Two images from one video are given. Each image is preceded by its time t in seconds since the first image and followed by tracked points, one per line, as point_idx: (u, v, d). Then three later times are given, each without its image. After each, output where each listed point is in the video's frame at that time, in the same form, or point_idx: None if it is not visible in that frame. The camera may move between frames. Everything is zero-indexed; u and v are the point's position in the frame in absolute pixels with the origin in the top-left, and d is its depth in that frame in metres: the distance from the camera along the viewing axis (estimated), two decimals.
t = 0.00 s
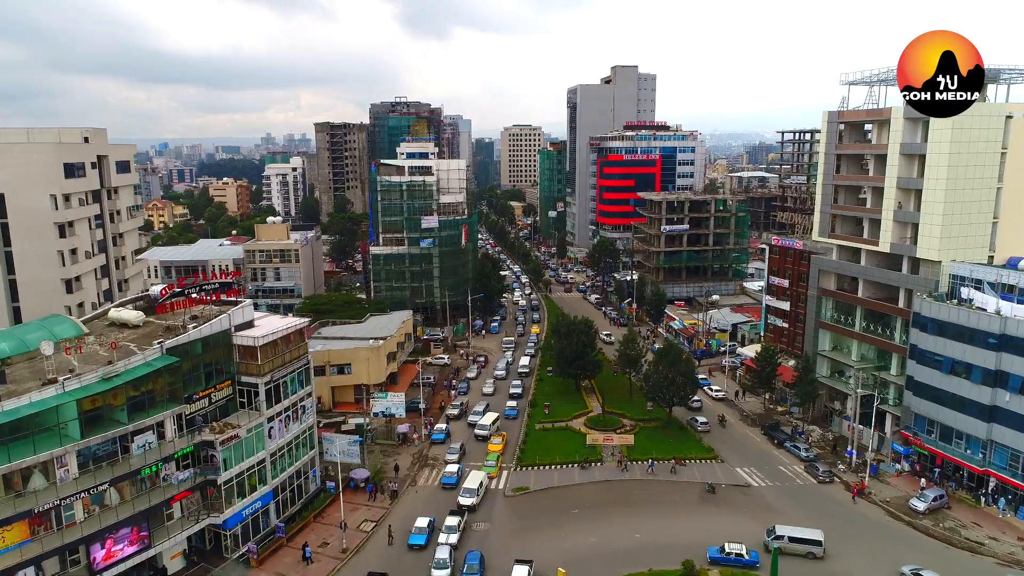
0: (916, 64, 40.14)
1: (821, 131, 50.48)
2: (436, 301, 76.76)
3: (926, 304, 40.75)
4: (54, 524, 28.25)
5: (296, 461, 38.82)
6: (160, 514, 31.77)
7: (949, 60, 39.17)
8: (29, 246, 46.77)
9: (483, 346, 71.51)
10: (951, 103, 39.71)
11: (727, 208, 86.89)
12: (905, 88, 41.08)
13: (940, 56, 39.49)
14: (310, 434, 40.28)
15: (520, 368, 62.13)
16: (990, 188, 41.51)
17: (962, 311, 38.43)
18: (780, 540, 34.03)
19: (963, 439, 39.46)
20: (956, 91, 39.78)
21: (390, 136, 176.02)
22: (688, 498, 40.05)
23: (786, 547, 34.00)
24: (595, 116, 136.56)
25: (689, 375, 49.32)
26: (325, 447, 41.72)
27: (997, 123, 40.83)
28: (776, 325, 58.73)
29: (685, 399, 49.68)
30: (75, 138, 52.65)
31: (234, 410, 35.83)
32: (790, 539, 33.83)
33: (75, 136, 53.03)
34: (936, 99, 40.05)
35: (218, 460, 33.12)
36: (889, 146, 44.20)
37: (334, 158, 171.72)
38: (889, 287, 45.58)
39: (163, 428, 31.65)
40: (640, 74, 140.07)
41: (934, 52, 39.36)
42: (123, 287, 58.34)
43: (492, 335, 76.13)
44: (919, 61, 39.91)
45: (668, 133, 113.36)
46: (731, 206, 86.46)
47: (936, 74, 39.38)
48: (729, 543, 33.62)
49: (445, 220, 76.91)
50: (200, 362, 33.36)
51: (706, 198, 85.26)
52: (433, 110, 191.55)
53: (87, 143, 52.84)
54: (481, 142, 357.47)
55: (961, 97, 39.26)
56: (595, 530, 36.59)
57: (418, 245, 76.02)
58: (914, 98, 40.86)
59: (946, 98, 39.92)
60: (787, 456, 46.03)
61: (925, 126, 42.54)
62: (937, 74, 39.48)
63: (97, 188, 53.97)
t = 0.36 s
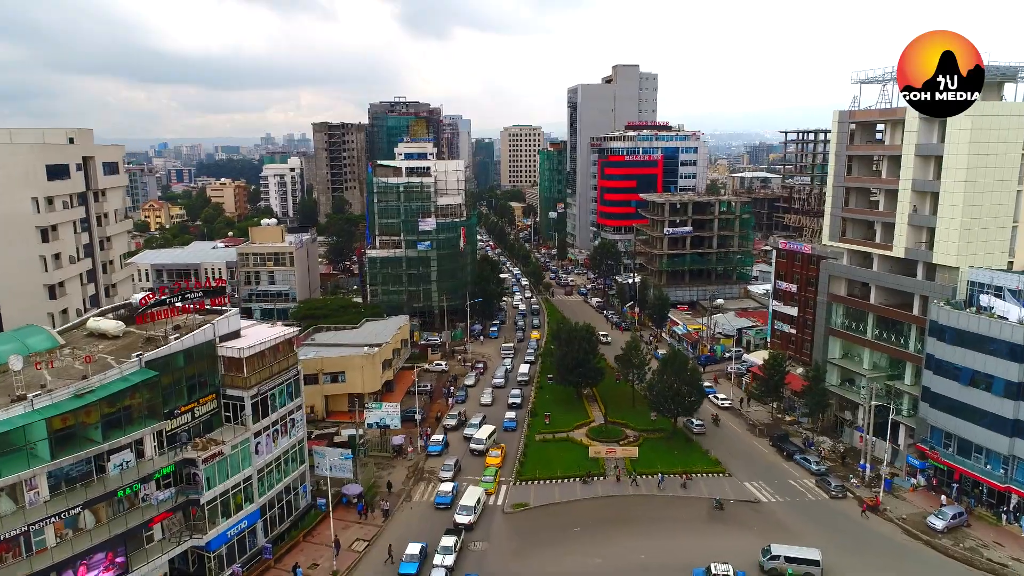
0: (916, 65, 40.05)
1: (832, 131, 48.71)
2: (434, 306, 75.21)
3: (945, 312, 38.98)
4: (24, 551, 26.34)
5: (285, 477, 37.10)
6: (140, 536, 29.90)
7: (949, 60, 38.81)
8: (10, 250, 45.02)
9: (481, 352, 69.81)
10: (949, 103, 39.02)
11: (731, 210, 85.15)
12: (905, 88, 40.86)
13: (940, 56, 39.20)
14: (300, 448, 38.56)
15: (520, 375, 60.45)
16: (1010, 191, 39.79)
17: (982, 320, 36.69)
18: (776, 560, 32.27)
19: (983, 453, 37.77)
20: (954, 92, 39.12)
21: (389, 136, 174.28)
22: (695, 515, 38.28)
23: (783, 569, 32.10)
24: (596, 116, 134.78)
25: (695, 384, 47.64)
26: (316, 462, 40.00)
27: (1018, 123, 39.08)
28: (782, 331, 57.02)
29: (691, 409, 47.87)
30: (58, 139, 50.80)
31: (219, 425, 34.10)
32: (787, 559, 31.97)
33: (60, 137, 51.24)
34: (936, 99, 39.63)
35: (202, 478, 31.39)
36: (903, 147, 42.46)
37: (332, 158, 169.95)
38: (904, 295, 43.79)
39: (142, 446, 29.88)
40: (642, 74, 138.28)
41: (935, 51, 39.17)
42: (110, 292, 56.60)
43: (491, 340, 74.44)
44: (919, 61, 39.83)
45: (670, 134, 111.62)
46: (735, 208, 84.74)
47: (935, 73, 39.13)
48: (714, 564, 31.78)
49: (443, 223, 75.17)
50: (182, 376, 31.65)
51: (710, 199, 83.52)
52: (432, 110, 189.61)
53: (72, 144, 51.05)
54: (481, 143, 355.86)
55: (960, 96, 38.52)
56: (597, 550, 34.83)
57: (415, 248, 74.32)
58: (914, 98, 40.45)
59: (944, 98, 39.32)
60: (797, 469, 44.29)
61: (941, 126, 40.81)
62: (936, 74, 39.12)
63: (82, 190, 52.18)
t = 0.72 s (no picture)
0: (915, 63, 38.72)
1: (842, 131, 46.96)
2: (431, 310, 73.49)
3: (964, 321, 37.24)
4: None
5: (273, 495, 35.38)
6: (116, 562, 27.99)
7: (950, 59, 37.49)
8: None
9: (480, 358, 68.15)
10: (950, 103, 38.20)
11: (735, 211, 83.41)
12: (904, 87, 39.74)
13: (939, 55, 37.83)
14: (288, 463, 36.87)
15: (519, 383, 58.76)
16: None
17: (1003, 330, 34.96)
18: None
19: (1003, 469, 36.02)
20: (954, 92, 38.08)
21: (387, 136, 172.61)
22: (702, 533, 36.52)
23: None
24: (597, 116, 133.01)
25: (701, 394, 45.90)
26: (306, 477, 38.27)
27: None
28: (790, 337, 55.35)
29: (697, 419, 46.13)
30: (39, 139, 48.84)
31: (202, 441, 32.45)
32: None
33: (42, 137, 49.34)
34: (936, 99, 38.67)
35: (182, 499, 29.64)
36: (918, 148, 40.74)
37: (330, 159, 168.22)
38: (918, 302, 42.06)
39: (118, 466, 28.14)
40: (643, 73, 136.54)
41: (934, 51, 37.77)
42: (96, 297, 54.84)
43: (490, 345, 72.78)
44: (918, 60, 38.46)
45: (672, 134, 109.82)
46: (739, 210, 83.02)
47: (935, 75, 37.95)
48: None
49: (441, 225, 73.43)
50: (161, 391, 29.93)
51: (713, 201, 81.78)
52: (431, 111, 187.77)
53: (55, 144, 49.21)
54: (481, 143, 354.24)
55: (962, 99, 37.60)
56: (600, 571, 33.07)
57: (412, 251, 72.62)
58: (913, 98, 39.44)
59: (945, 98, 38.41)
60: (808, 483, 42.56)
61: (959, 127, 38.95)
62: (936, 74, 37.96)
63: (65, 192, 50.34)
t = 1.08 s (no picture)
0: (915, 63, 37.67)
1: (852, 132, 45.39)
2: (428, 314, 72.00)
3: (982, 330, 35.59)
4: None
5: (260, 512, 33.78)
6: None
7: (949, 59, 36.50)
8: None
9: (478, 363, 66.61)
10: (950, 103, 37.39)
11: (739, 214, 81.79)
12: (904, 86, 38.73)
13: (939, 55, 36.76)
14: (276, 479, 35.29)
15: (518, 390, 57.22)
16: None
17: None
18: None
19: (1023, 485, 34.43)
20: (954, 91, 37.14)
21: (385, 137, 171.23)
22: (708, 552, 34.92)
23: None
24: (597, 116, 131.42)
25: (706, 403, 44.29)
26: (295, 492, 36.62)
27: None
28: (796, 344, 53.83)
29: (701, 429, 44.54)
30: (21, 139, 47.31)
31: (184, 457, 30.86)
32: None
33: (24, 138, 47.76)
34: (936, 99, 37.82)
35: (161, 520, 28.05)
36: (933, 149, 39.16)
37: (327, 159, 166.56)
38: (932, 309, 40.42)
39: (92, 486, 26.56)
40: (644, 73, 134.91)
41: (935, 50, 36.67)
42: (82, 302, 53.22)
43: (488, 351, 71.24)
44: (918, 59, 37.39)
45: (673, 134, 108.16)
46: (743, 212, 81.41)
47: (935, 75, 36.98)
48: None
49: (438, 228, 71.83)
50: (139, 406, 28.36)
51: (716, 203, 80.18)
52: (429, 111, 186.13)
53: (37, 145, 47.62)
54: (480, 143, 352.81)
55: (962, 99, 36.77)
56: None
57: (409, 254, 71.04)
58: (913, 98, 38.53)
59: (945, 97, 37.54)
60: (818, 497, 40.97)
61: (975, 127, 37.53)
62: (936, 75, 36.99)
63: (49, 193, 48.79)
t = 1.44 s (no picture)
0: (914, 62, 35.90)
1: (863, 132, 43.66)
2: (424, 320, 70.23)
3: (1004, 342, 33.77)
4: None
5: (242, 534, 31.95)
6: None
7: (950, 59, 35.10)
8: None
9: (475, 370, 64.88)
10: (951, 103, 36.14)
11: (742, 216, 79.98)
12: (903, 86, 37.04)
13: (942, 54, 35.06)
14: (260, 498, 33.50)
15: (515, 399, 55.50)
16: None
17: None
18: None
19: None
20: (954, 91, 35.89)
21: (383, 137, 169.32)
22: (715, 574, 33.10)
23: None
24: (597, 116, 129.65)
25: (711, 414, 42.53)
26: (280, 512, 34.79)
27: None
28: (803, 351, 52.07)
29: (706, 442, 42.78)
30: None
31: (159, 478, 29.06)
32: None
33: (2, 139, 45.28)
34: (936, 99, 36.47)
35: (132, 547, 26.23)
36: (948, 151, 37.45)
37: (325, 160, 164.74)
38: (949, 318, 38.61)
39: (57, 512, 24.73)
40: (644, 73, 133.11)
41: (936, 50, 34.98)
42: (64, 309, 51.43)
43: (486, 357, 69.49)
44: (918, 59, 35.61)
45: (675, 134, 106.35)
46: (746, 214, 79.60)
47: (937, 76, 35.35)
48: None
49: (434, 231, 70.03)
50: (110, 425, 26.57)
51: (719, 205, 78.36)
52: (428, 111, 184.25)
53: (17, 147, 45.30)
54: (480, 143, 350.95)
55: (963, 99, 35.58)
56: None
57: (404, 258, 69.29)
58: (912, 98, 36.90)
59: (944, 97, 36.26)
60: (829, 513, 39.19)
61: (993, 128, 35.87)
62: (937, 74, 35.44)
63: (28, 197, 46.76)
